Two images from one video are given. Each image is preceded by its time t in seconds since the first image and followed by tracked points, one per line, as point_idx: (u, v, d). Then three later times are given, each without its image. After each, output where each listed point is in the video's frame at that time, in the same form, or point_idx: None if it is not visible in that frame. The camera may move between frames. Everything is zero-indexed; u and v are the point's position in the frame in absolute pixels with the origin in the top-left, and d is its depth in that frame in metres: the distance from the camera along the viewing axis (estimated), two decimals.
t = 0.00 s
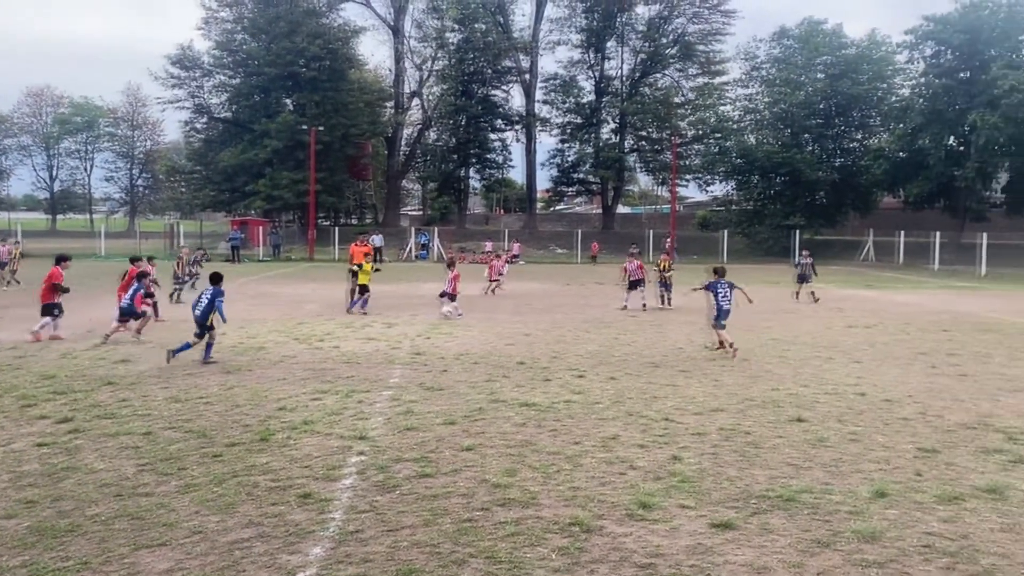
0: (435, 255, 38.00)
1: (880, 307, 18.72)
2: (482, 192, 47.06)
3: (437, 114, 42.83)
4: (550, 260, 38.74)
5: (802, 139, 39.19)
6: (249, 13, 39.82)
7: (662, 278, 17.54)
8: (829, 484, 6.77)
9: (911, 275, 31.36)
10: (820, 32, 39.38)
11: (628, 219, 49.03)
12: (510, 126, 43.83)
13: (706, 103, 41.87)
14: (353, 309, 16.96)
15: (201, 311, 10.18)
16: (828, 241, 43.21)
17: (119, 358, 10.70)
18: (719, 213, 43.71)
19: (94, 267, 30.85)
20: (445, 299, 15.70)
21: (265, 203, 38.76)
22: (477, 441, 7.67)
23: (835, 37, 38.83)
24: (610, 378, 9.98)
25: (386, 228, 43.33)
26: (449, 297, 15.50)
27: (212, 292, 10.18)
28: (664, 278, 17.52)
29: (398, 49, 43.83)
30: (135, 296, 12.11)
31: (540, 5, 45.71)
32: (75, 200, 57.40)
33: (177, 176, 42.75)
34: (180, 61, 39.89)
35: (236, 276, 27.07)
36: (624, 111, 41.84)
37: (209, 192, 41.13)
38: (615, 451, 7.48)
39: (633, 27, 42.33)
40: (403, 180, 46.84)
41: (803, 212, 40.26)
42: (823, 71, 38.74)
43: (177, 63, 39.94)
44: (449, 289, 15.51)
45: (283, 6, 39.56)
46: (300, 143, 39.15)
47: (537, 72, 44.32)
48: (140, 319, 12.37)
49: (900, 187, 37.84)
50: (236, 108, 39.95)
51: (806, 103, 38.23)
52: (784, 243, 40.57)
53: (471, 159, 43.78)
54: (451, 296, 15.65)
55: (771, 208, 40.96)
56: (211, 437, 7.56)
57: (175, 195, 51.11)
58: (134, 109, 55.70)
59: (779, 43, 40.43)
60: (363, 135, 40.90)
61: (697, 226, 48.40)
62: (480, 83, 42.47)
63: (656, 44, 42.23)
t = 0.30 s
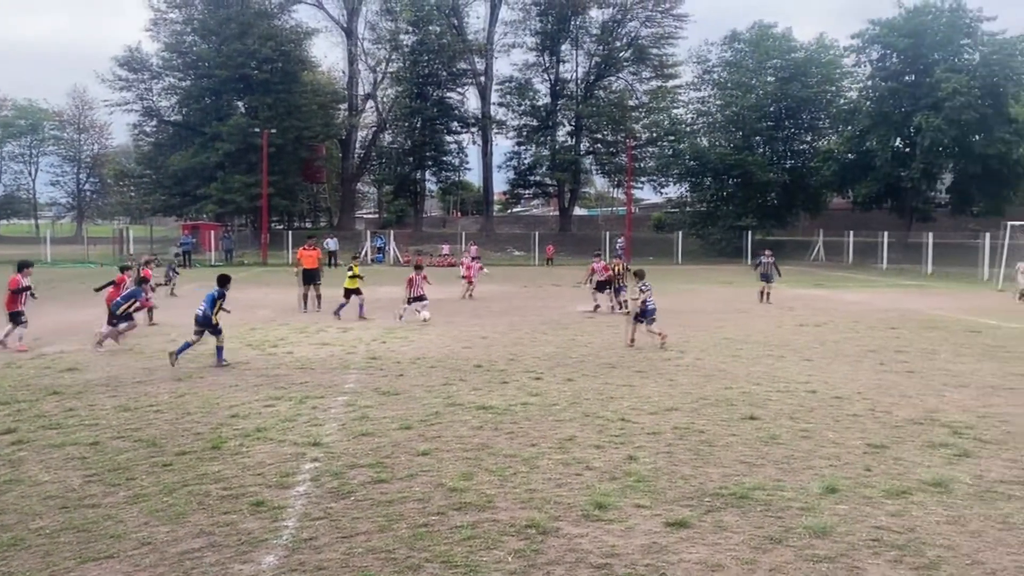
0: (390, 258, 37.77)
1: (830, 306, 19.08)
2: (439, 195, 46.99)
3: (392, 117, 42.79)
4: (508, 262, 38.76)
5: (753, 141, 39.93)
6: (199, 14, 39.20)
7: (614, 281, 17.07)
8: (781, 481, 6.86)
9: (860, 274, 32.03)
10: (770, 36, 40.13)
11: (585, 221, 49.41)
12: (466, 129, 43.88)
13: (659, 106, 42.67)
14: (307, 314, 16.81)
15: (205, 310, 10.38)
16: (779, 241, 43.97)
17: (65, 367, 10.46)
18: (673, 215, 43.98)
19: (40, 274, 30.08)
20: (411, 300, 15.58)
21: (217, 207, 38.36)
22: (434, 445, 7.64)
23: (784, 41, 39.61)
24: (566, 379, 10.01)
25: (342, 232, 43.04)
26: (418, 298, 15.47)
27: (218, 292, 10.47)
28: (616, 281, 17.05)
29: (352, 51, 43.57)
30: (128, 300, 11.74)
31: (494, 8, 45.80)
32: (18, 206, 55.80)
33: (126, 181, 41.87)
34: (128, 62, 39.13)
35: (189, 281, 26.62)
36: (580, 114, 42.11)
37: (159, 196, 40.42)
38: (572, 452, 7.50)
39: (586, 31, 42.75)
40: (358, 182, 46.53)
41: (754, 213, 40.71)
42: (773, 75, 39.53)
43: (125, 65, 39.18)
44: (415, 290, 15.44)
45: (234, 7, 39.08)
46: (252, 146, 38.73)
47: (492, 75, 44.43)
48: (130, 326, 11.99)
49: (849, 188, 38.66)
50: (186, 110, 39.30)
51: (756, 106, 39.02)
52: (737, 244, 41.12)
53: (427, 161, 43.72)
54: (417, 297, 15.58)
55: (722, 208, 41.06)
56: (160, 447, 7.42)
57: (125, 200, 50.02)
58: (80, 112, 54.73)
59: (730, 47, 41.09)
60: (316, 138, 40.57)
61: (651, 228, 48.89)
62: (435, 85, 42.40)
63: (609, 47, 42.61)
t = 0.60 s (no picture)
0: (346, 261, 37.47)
1: (782, 304, 19.42)
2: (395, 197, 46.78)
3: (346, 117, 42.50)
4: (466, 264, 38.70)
5: (706, 142, 40.55)
6: (147, 13, 38.43)
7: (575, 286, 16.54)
8: (735, 477, 6.95)
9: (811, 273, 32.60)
10: (721, 39, 40.81)
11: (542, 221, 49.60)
12: (422, 130, 43.78)
13: (615, 108, 43.20)
14: (261, 318, 16.59)
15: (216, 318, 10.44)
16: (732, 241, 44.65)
17: (8, 375, 10.17)
18: (629, 216, 44.24)
19: None
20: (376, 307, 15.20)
21: (167, 210, 37.78)
22: (390, 448, 7.58)
23: (735, 43, 40.31)
24: (523, 380, 10.02)
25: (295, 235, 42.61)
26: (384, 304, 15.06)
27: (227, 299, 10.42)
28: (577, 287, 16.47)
29: (305, 52, 43.16)
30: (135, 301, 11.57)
31: (449, 9, 45.71)
32: None
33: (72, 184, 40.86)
34: (74, 62, 38.24)
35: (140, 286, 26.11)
36: (536, 115, 42.30)
37: (108, 199, 39.54)
38: (529, 453, 7.50)
39: (542, 32, 43.01)
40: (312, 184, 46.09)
41: (708, 214, 41.52)
42: (725, 77, 40.27)
43: (70, 65, 38.28)
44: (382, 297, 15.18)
45: (183, 7, 38.47)
46: (204, 148, 38.16)
47: (448, 76, 44.40)
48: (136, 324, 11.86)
49: (799, 189, 39.38)
50: (134, 111, 38.53)
51: (709, 108, 39.73)
52: (692, 244, 41.64)
53: (382, 162, 43.53)
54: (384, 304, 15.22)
55: (678, 211, 41.91)
56: (109, 455, 7.26)
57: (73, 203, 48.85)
58: (24, 113, 52.80)
59: (683, 49, 41.64)
60: (269, 139, 40.12)
61: (608, 228, 49.24)
62: (390, 86, 42.22)
63: (565, 49, 42.91)
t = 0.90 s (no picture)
0: (305, 262, 37.13)
1: (740, 302, 19.70)
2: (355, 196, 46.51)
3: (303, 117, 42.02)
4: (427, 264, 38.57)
5: (665, 143, 41.02)
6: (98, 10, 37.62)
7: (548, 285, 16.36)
8: (694, 473, 7.01)
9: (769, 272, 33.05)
10: (679, 39, 41.21)
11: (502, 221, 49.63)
12: (381, 130, 43.67)
13: (574, 108, 43.42)
14: (220, 321, 16.39)
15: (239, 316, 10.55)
16: (690, 240, 45.16)
17: None
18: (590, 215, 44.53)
19: None
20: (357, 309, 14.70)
21: (121, 212, 37.21)
22: (349, 451, 7.52)
23: (693, 44, 40.69)
24: (484, 380, 10.03)
25: (253, 236, 42.19)
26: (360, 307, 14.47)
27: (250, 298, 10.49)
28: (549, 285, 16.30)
29: (261, 51, 42.58)
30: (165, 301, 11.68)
31: (408, 7, 45.43)
32: None
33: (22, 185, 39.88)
34: (23, 61, 37.31)
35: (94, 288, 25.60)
36: (496, 115, 42.34)
37: (60, 201, 38.70)
38: (490, 453, 7.49)
39: (501, 32, 42.92)
40: (270, 184, 45.58)
41: (667, 213, 41.87)
42: (683, 77, 40.72)
43: (19, 63, 37.34)
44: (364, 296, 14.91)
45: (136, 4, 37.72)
46: (159, 148, 37.58)
47: (407, 75, 44.24)
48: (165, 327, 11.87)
49: (756, 188, 39.98)
50: (86, 111, 37.76)
51: (667, 108, 40.15)
52: (652, 243, 42.01)
53: (340, 162, 43.35)
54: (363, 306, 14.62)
55: (637, 210, 41.96)
56: (61, 462, 7.11)
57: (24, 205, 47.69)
58: None
59: (642, 49, 41.93)
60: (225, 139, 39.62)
61: (569, 228, 49.45)
62: (348, 85, 42.14)
63: (524, 49, 42.95)
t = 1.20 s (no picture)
0: (271, 262, 36.76)
1: (707, 299, 19.91)
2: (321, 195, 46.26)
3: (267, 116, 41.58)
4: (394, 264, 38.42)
5: (631, 142, 41.25)
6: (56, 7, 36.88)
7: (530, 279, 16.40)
8: (660, 469, 7.05)
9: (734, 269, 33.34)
10: (644, 39, 41.41)
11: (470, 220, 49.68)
12: (347, 128, 43.59)
13: (540, 107, 43.47)
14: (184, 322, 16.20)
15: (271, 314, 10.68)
16: (657, 238, 45.52)
17: None
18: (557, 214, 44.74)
19: None
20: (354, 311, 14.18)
21: (81, 211, 36.58)
22: (315, 452, 7.45)
23: (658, 43, 40.91)
24: (452, 380, 10.01)
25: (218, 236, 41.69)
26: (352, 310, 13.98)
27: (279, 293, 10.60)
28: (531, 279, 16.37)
29: (224, 48, 42.03)
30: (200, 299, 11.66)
31: (373, 5, 45.19)
32: None
33: None
34: None
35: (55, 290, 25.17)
36: (462, 114, 42.34)
37: (18, 200, 37.90)
38: (457, 453, 7.47)
39: (466, 31, 42.88)
40: (234, 183, 45.09)
41: (633, 212, 42.16)
42: (648, 76, 40.94)
43: None
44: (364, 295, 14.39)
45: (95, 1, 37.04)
46: (120, 146, 36.97)
47: (372, 74, 44.09)
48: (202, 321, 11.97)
49: (721, 186, 40.40)
50: (45, 109, 37.01)
51: (633, 107, 40.42)
52: (619, 242, 42.19)
53: (306, 161, 43.10)
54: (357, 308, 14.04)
55: (605, 208, 42.33)
56: (18, 467, 6.95)
57: None
58: None
59: (607, 49, 42.08)
60: (188, 138, 39.08)
61: (537, 226, 49.56)
62: (313, 83, 41.84)
63: (490, 47, 42.97)
